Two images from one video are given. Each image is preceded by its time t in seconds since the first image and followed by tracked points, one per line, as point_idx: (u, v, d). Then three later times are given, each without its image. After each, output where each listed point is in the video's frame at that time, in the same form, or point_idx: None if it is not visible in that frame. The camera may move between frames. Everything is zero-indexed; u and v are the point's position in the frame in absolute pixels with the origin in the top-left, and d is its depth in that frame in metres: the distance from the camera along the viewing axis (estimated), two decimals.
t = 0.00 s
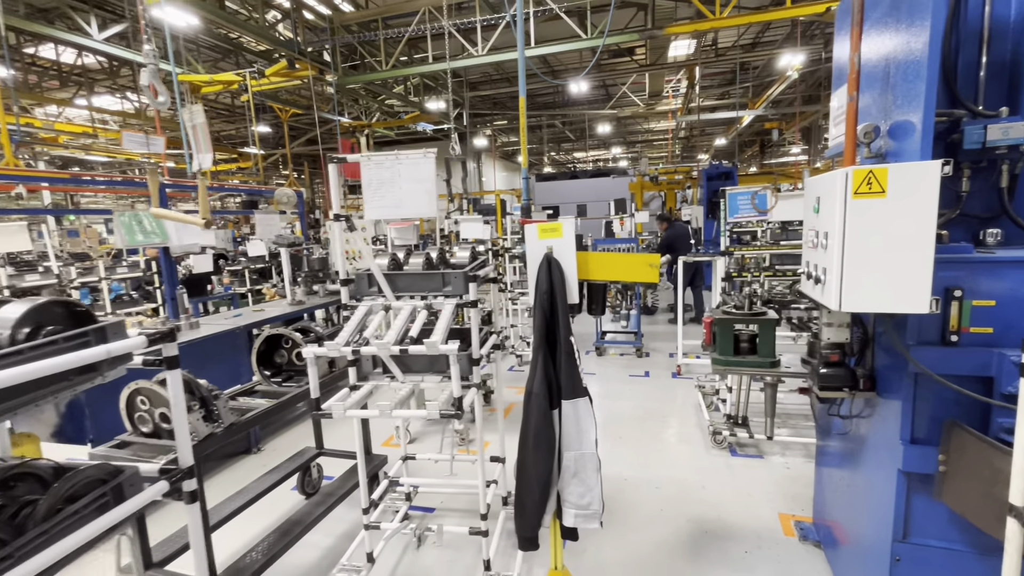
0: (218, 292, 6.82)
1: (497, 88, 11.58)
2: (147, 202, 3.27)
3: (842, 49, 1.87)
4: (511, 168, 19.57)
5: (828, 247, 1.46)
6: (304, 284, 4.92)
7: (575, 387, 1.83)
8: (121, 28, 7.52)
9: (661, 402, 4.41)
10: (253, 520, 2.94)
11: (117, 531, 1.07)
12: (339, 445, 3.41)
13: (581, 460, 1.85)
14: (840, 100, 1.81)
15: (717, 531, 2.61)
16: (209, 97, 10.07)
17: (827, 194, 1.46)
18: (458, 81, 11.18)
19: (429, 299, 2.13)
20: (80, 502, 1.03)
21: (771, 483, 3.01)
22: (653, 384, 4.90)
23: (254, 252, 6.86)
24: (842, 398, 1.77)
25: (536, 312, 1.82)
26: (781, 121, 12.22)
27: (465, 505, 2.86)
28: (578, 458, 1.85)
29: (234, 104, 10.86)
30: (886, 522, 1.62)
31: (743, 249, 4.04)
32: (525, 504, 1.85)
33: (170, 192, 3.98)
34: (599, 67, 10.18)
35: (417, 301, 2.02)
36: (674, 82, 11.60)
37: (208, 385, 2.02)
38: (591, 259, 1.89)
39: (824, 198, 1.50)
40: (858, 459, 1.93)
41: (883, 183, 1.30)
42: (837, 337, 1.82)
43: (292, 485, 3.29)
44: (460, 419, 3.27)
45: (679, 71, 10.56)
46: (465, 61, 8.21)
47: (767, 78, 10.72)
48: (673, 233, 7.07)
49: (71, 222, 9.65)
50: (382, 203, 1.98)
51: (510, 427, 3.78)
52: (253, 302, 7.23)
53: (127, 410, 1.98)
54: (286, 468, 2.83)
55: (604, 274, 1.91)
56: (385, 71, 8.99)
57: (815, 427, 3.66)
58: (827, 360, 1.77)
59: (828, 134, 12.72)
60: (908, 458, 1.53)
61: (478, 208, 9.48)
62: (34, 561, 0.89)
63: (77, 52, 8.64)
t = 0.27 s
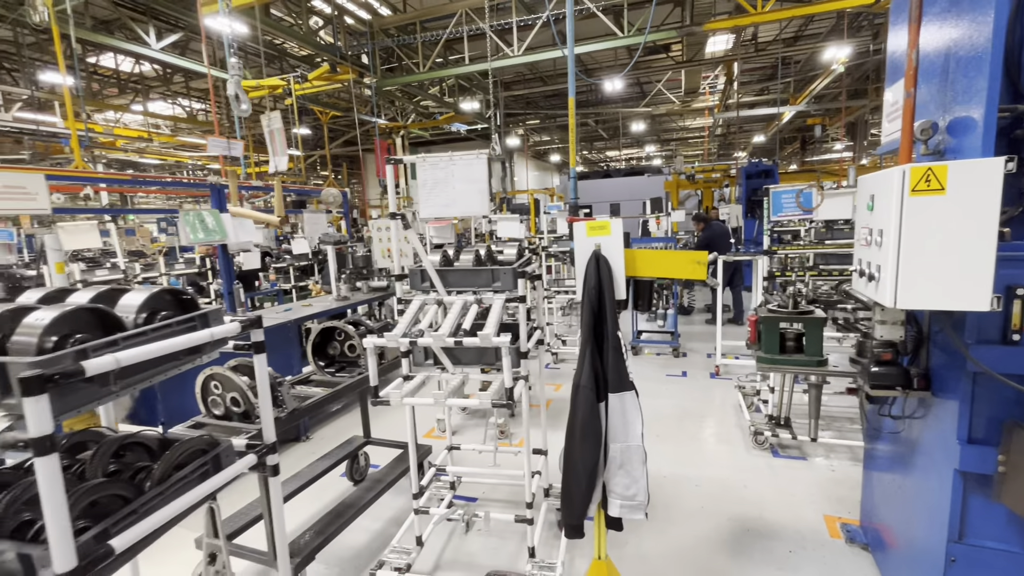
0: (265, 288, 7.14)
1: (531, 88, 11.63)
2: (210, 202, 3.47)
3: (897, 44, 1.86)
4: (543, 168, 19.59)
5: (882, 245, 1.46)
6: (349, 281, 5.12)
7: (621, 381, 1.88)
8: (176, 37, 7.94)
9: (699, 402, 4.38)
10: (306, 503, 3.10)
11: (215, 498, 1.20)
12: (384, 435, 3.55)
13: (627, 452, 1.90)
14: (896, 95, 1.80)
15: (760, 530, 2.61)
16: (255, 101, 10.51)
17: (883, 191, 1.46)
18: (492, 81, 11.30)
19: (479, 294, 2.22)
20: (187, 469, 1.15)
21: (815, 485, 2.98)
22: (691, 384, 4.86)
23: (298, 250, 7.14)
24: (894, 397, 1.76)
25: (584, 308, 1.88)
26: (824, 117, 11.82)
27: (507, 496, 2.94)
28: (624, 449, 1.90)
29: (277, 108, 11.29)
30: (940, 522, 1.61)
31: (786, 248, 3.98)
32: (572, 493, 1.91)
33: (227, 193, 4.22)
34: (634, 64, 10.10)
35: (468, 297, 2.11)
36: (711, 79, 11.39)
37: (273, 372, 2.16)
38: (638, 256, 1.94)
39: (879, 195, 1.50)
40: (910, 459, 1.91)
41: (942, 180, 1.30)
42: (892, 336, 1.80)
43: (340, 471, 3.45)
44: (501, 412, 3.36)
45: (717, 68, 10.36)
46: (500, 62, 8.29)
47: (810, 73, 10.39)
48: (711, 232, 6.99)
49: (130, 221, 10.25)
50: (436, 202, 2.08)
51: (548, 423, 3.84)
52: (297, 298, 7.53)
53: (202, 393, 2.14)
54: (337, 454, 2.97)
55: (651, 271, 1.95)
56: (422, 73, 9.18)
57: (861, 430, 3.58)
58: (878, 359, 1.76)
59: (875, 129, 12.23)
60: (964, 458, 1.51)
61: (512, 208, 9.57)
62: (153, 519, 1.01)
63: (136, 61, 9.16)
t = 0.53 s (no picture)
0: (311, 284, 7.42)
1: (568, 86, 11.60)
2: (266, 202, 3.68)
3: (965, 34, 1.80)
4: (579, 166, 19.47)
5: (948, 241, 1.43)
6: (393, 278, 5.28)
7: (671, 376, 1.89)
8: (231, 45, 8.35)
9: (743, 403, 4.30)
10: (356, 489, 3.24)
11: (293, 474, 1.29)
12: (429, 427, 3.65)
13: (676, 447, 1.91)
14: (963, 88, 1.75)
15: (809, 533, 2.56)
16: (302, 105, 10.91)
17: (949, 187, 1.43)
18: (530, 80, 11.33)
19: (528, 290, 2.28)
20: (272, 444, 1.26)
21: (867, 491, 2.89)
22: (734, 385, 4.77)
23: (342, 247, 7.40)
24: (958, 399, 1.71)
25: (634, 303, 1.91)
26: (877, 110, 11.28)
27: (549, 489, 2.98)
28: (673, 445, 1.91)
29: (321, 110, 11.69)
30: (1007, 529, 1.57)
31: (838, 247, 3.85)
32: (620, 486, 1.93)
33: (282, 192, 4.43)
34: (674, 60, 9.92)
35: (517, 292, 2.17)
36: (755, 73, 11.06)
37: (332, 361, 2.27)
38: (688, 253, 1.95)
39: (944, 191, 1.47)
40: (974, 464, 1.85)
41: (1017, 174, 1.26)
42: (957, 336, 1.71)
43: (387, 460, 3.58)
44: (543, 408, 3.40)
45: (761, 61, 10.06)
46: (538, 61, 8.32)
47: (862, 64, 9.94)
48: (755, 230, 6.82)
49: (187, 220, 10.85)
50: (488, 200, 2.15)
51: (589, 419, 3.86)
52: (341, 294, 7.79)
53: (267, 380, 2.28)
54: (386, 443, 3.08)
55: (701, 268, 1.96)
56: (460, 74, 9.31)
57: (917, 437, 3.44)
58: (941, 359, 1.72)
59: (933, 122, 11.58)
60: None
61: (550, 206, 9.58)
62: (247, 488, 1.12)
63: (193, 69, 9.67)
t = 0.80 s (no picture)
0: (358, 280, 7.67)
1: (609, 82, 11.47)
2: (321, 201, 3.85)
3: None
4: (619, 164, 19.20)
5: None
6: (437, 274, 5.39)
7: (722, 374, 1.88)
8: (283, 51, 8.71)
9: (793, 407, 4.17)
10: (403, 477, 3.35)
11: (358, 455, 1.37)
12: (473, 420, 3.73)
13: (727, 445, 1.89)
14: None
15: (865, 542, 2.47)
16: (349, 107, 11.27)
17: None
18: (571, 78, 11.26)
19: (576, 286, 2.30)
20: (341, 426, 1.33)
21: (930, 501, 2.75)
22: (783, 388, 4.63)
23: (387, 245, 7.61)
24: None
25: (685, 300, 1.90)
26: (944, 101, 10.58)
27: (592, 485, 2.99)
28: (723, 443, 1.89)
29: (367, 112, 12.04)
30: None
31: (900, 245, 3.67)
32: (669, 483, 1.93)
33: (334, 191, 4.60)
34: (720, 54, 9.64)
35: (566, 288, 2.20)
36: (807, 65, 10.60)
37: (386, 352, 2.36)
38: (742, 250, 1.92)
39: None
40: None
41: None
42: None
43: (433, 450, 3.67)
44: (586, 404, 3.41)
45: (814, 53, 9.63)
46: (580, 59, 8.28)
47: (927, 52, 9.36)
48: (808, 228, 6.56)
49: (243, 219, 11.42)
50: (538, 197, 2.19)
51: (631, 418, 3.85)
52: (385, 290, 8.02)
53: (325, 368, 2.38)
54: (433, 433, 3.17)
55: (755, 266, 1.93)
56: (502, 73, 9.36)
57: (987, 447, 3.24)
58: (1018, 363, 1.63)
59: (1007, 112, 10.76)
60: None
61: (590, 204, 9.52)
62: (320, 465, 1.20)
63: (248, 74, 10.14)
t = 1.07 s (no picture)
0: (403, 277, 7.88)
1: (654, 78, 11.24)
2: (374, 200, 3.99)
3: None
4: (664, 161, 18.81)
5: None
6: (481, 272, 5.47)
7: (777, 375, 1.82)
8: (334, 55, 9.02)
9: (850, 413, 3.98)
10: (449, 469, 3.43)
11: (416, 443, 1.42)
12: (517, 416, 3.77)
13: (782, 448, 1.84)
14: None
15: (930, 557, 2.34)
16: (395, 108, 11.55)
17: None
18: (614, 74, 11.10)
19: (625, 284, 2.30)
20: (400, 414, 1.39)
21: (1005, 517, 2.58)
22: (839, 393, 4.43)
23: (432, 243, 7.75)
24: None
25: (739, 299, 1.86)
26: None
27: (636, 485, 2.98)
28: (778, 447, 1.84)
29: (412, 112, 12.29)
30: None
31: (973, 245, 3.44)
32: (719, 484, 1.89)
33: (384, 190, 4.75)
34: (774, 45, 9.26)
35: (615, 286, 2.20)
36: (868, 54, 10.04)
37: (436, 347, 2.43)
38: (801, 248, 1.86)
39: None
40: None
41: None
42: None
43: (477, 445, 3.73)
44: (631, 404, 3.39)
45: (877, 41, 9.11)
46: (625, 55, 8.17)
47: (1005, 36, 8.66)
48: (868, 226, 6.23)
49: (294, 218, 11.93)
50: (588, 194, 2.20)
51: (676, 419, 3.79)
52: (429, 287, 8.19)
53: (379, 360, 2.47)
54: (477, 428, 3.22)
55: (815, 264, 1.87)
56: (545, 71, 9.35)
57: None
58: None
59: None
60: None
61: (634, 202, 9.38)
62: (383, 451, 1.26)
63: (301, 78, 10.57)
